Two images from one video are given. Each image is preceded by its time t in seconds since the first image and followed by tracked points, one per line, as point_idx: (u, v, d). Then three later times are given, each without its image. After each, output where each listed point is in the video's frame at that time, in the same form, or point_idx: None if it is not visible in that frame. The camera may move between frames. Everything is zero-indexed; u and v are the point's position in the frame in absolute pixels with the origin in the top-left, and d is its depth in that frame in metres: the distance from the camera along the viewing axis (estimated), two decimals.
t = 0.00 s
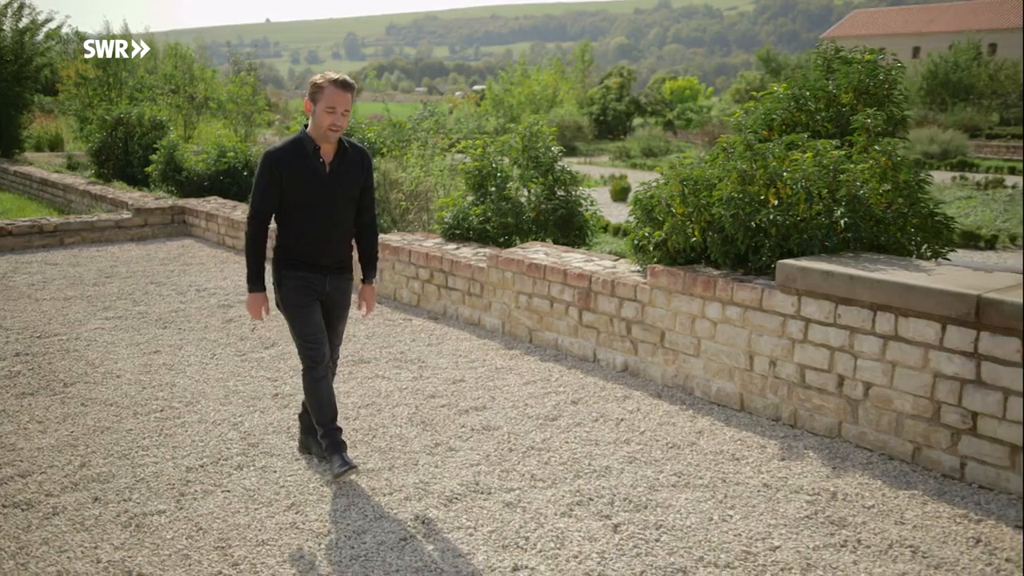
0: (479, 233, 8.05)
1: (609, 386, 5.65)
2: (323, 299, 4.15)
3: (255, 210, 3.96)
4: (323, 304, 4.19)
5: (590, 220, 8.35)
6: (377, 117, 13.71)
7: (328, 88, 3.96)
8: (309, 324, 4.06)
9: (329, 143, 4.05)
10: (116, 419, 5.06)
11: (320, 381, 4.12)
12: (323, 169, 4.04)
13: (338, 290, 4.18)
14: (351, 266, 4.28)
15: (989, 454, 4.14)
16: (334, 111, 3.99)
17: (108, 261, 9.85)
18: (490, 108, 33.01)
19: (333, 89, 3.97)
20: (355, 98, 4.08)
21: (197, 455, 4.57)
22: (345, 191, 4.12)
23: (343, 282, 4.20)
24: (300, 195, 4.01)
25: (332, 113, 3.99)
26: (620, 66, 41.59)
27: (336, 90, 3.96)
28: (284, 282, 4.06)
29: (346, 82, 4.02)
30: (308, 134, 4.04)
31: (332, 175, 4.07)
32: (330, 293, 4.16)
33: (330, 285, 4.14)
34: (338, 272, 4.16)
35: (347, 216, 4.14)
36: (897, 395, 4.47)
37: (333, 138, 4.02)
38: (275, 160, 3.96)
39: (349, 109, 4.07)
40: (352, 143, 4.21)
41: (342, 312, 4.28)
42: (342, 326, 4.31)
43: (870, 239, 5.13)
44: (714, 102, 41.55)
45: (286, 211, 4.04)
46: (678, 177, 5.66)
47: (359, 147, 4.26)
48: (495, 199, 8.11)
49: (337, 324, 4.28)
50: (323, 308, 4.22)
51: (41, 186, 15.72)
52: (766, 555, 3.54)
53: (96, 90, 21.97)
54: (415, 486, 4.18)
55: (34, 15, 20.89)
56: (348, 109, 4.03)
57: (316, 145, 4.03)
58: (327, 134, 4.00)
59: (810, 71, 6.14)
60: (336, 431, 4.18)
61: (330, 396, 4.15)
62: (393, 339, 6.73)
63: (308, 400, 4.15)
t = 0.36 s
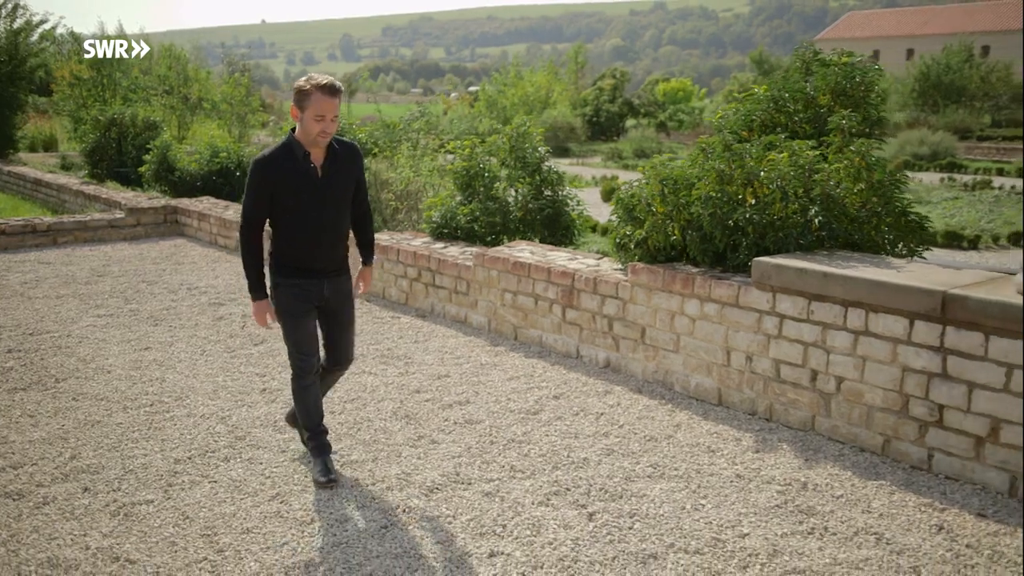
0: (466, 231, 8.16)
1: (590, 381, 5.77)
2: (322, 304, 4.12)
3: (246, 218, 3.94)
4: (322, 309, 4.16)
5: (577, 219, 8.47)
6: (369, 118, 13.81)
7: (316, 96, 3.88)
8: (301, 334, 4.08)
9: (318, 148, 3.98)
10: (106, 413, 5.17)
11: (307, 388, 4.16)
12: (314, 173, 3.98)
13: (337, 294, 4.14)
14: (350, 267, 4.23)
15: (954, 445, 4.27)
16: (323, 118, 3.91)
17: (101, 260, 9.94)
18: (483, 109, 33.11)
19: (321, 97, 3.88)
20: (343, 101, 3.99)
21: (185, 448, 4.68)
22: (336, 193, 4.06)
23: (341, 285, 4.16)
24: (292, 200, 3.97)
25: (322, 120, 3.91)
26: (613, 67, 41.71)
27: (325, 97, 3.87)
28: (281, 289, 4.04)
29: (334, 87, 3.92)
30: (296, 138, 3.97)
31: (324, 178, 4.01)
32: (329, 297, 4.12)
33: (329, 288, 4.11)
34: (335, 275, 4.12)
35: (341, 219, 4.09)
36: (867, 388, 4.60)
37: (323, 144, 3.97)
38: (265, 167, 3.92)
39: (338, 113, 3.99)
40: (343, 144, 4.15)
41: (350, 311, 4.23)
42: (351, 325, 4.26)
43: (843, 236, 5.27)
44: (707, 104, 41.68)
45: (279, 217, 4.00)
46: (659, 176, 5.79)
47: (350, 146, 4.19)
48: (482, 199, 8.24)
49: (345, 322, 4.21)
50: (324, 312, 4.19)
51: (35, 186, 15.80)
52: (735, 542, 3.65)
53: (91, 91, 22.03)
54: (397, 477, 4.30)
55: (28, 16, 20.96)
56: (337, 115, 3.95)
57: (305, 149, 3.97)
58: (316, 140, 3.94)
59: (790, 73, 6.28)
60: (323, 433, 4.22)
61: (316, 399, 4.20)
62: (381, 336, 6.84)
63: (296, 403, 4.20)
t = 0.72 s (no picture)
0: (460, 230, 8.36)
1: (578, 375, 5.91)
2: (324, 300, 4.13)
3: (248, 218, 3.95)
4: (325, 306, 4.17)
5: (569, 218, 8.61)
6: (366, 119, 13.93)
7: (311, 95, 3.87)
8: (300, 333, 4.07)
9: (316, 146, 4.00)
10: (105, 406, 5.30)
11: (303, 384, 4.15)
12: (311, 169, 4.00)
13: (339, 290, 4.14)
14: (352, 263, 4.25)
15: (927, 435, 4.41)
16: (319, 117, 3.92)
17: (100, 259, 10.07)
18: (481, 110, 33.24)
19: (317, 95, 3.87)
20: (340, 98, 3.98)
21: (182, 439, 4.81)
22: (335, 191, 4.07)
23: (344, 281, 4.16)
24: (291, 199, 3.98)
25: (319, 120, 3.91)
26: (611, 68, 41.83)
27: (323, 98, 3.86)
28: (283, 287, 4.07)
29: (332, 87, 3.90)
30: (294, 137, 3.99)
31: (321, 174, 4.03)
32: (331, 294, 4.13)
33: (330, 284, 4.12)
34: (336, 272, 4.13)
35: (340, 214, 4.10)
36: (845, 380, 4.73)
37: (320, 143, 3.98)
38: (264, 165, 3.93)
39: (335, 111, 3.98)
40: (339, 141, 4.17)
41: (356, 306, 4.20)
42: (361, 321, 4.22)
43: (823, 233, 5.40)
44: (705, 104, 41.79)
45: (279, 217, 4.03)
46: (645, 175, 5.89)
47: (346, 141, 4.22)
48: (475, 198, 8.42)
49: (351, 317, 4.18)
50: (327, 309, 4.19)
51: (35, 187, 15.94)
52: (712, 526, 3.79)
53: (91, 92, 22.16)
54: (387, 466, 4.43)
55: (28, 18, 21.12)
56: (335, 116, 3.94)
57: (303, 147, 3.99)
58: (313, 139, 3.95)
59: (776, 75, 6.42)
60: (318, 426, 4.28)
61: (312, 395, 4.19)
62: (375, 333, 6.96)
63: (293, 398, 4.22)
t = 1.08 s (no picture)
0: (446, 228, 8.48)
1: (558, 369, 6.03)
2: (318, 305, 4.10)
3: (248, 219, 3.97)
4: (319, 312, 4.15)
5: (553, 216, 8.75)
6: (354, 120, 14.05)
7: (302, 88, 3.99)
8: (291, 336, 4.14)
9: (315, 142, 4.01)
10: (93, 400, 5.40)
11: (292, 383, 4.30)
12: (312, 171, 4.01)
13: (334, 296, 4.12)
14: (349, 270, 4.22)
15: (893, 425, 4.55)
16: (311, 109, 3.99)
17: (90, 258, 10.16)
18: (471, 110, 33.36)
19: (307, 88, 3.99)
20: (336, 94, 4.06)
21: (168, 431, 4.92)
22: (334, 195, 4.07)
23: (339, 287, 4.13)
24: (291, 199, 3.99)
25: (310, 112, 3.98)
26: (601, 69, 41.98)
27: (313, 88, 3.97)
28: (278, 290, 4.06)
29: (325, 83, 4.02)
30: (293, 137, 4.03)
31: (322, 177, 4.03)
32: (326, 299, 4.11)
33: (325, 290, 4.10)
34: (331, 278, 4.10)
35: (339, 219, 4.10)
36: (814, 372, 4.86)
37: (315, 139, 4.00)
38: (266, 166, 3.95)
39: (330, 107, 4.04)
40: (342, 147, 4.17)
41: (350, 313, 4.17)
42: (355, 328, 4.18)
43: (795, 231, 5.53)
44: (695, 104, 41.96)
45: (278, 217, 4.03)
46: (622, 173, 6.00)
47: (349, 147, 4.23)
48: (460, 197, 8.55)
49: (347, 324, 4.15)
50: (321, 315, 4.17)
51: (26, 188, 16.01)
52: (680, 512, 3.92)
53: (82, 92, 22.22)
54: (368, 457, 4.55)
55: (19, 19, 21.16)
56: (327, 109, 4.01)
57: (303, 146, 4.00)
58: (307, 132, 3.98)
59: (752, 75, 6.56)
60: (304, 419, 4.42)
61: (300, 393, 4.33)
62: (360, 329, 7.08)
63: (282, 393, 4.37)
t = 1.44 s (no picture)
0: (432, 226, 8.64)
1: (538, 364, 6.15)
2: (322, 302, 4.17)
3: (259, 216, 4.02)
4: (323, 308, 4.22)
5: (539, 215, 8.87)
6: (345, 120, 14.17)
7: (322, 86, 4.01)
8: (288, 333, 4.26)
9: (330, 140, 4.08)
10: (81, 394, 5.51)
11: (282, 375, 4.42)
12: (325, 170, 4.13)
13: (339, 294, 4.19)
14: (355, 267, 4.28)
15: (859, 416, 4.67)
16: (329, 107, 4.02)
17: (82, 258, 10.26)
18: (466, 111, 33.47)
19: (326, 86, 4.01)
20: (353, 92, 4.08)
21: (153, 424, 5.03)
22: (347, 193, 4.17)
23: (344, 285, 4.20)
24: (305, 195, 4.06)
25: (328, 109, 4.02)
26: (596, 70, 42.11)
27: (331, 87, 4.00)
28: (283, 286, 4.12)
29: (345, 79, 4.05)
30: (309, 134, 4.13)
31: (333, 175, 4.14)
32: (331, 296, 4.18)
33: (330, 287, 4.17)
34: (337, 275, 4.17)
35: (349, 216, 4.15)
36: (785, 365, 4.98)
37: (331, 135, 4.06)
38: (281, 162, 4.06)
39: (349, 105, 4.07)
40: (355, 146, 4.28)
41: (352, 310, 4.25)
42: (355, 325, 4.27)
43: (768, 227, 5.66)
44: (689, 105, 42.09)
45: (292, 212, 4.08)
46: (601, 171, 6.11)
47: (360, 147, 4.34)
48: (447, 196, 8.68)
49: (346, 323, 4.23)
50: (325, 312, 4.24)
51: (20, 188, 16.10)
52: (648, 499, 4.04)
53: (77, 93, 22.30)
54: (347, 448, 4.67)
55: (14, 20, 21.24)
56: (345, 107, 4.04)
57: (318, 145, 4.11)
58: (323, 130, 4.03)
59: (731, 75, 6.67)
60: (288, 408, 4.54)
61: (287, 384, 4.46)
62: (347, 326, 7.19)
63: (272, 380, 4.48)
